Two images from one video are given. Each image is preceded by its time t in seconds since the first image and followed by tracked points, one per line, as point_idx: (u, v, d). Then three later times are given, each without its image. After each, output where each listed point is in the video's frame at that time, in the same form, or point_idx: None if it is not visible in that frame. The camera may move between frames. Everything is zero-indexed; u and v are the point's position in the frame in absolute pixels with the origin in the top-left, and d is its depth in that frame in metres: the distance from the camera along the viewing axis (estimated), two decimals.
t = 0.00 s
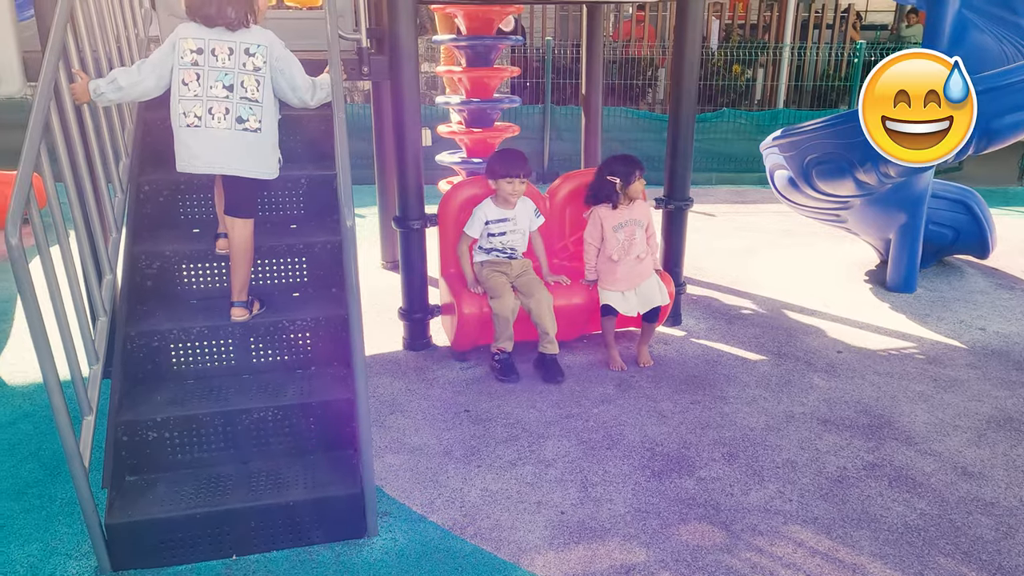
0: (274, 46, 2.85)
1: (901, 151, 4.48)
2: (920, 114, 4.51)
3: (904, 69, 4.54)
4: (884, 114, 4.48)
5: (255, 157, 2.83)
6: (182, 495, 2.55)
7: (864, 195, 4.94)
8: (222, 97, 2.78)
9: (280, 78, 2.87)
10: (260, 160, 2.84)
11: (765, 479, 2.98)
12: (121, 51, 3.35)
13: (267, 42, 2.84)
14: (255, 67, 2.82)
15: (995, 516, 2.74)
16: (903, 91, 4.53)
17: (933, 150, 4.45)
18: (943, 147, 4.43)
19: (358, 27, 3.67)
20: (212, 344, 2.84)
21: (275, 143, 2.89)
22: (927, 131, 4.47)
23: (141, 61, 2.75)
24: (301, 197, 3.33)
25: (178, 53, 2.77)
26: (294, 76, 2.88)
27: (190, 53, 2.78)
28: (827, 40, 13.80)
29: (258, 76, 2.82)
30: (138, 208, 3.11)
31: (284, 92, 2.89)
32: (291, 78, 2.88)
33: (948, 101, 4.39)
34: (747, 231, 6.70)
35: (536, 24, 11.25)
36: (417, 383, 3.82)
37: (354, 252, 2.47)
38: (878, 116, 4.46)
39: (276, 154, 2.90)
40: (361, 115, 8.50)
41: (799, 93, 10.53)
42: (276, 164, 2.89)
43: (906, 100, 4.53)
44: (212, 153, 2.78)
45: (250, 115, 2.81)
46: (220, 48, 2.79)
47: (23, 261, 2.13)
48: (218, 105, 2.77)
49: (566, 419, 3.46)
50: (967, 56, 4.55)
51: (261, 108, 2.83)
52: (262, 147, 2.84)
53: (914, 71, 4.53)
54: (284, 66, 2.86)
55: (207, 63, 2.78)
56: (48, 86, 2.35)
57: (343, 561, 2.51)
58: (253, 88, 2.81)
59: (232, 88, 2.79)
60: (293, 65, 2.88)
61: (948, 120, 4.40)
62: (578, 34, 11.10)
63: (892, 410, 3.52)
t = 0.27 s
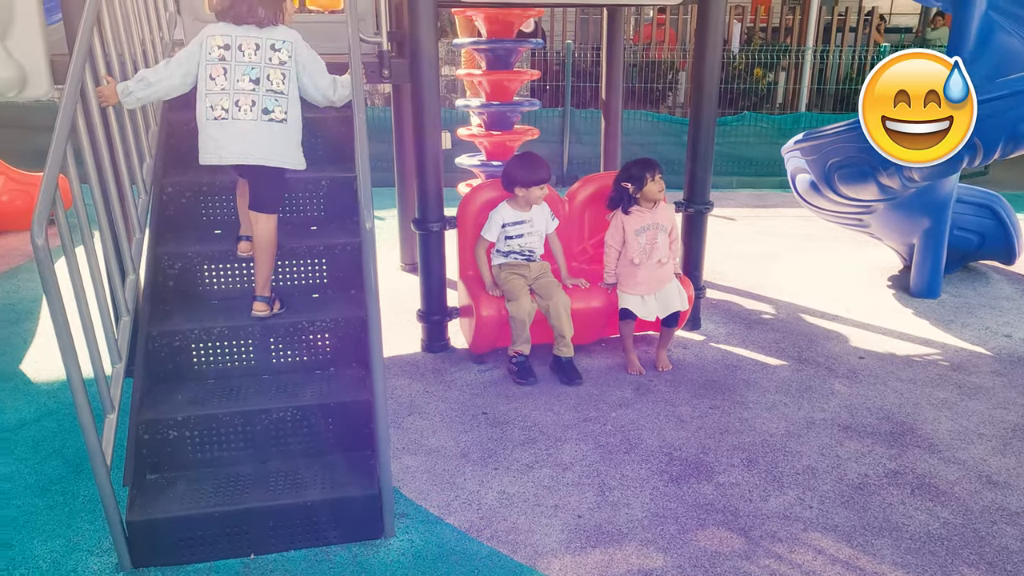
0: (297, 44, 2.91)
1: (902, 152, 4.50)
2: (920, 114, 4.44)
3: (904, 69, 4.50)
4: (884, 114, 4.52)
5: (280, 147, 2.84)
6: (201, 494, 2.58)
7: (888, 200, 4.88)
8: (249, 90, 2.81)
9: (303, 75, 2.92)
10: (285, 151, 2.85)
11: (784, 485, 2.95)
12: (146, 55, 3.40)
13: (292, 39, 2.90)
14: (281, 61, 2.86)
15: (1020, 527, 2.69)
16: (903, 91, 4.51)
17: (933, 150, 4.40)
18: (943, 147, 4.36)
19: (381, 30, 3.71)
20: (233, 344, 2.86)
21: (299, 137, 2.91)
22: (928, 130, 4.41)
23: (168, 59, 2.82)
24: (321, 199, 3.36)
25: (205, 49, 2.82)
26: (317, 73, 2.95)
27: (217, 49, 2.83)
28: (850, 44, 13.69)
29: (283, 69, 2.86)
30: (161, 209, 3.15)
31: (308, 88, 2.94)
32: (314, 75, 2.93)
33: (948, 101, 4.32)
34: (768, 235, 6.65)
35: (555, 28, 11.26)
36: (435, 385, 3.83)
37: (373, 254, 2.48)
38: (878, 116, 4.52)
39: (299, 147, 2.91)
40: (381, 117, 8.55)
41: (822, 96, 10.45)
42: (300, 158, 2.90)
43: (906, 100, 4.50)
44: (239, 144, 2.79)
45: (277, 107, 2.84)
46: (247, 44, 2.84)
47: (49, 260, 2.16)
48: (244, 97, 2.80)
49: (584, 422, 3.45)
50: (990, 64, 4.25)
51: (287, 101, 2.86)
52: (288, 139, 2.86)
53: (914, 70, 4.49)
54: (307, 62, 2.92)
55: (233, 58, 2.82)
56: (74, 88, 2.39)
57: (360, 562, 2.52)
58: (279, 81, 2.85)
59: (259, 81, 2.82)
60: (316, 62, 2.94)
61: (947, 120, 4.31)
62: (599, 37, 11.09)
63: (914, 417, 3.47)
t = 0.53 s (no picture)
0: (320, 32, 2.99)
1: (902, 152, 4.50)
2: (921, 113, 4.44)
3: (904, 69, 4.46)
4: (884, 114, 4.53)
5: (294, 122, 2.91)
6: (221, 493, 2.60)
7: (912, 205, 4.82)
8: (266, 64, 2.91)
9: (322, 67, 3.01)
10: (299, 124, 2.92)
11: (805, 492, 2.92)
12: (172, 59, 3.45)
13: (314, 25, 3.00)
14: (298, 38, 2.96)
15: None
16: (903, 91, 4.48)
17: (933, 150, 4.39)
18: (943, 148, 4.35)
19: (402, 34, 3.75)
20: (254, 345, 2.88)
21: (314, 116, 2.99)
22: (928, 130, 4.39)
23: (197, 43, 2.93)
24: (342, 201, 3.38)
25: (229, 26, 2.95)
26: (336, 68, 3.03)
27: (239, 25, 2.95)
28: (874, 47, 13.56)
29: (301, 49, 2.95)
30: (185, 211, 3.18)
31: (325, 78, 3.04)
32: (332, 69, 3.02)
33: (948, 101, 4.31)
34: (789, 240, 6.59)
35: (576, 31, 11.25)
36: (453, 388, 3.84)
37: (393, 256, 2.50)
38: (877, 116, 4.54)
39: (313, 124, 2.98)
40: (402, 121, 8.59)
41: (846, 100, 10.35)
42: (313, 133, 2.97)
43: (906, 100, 4.48)
44: (251, 114, 2.88)
45: (292, 82, 2.93)
46: (268, 21, 2.95)
47: (75, 261, 2.19)
48: (261, 71, 2.90)
49: (602, 426, 3.44)
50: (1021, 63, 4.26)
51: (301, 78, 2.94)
52: (301, 112, 2.93)
53: (914, 71, 4.45)
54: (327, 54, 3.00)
55: (254, 34, 2.93)
56: (101, 92, 2.42)
57: (378, 563, 2.52)
58: (297, 57, 2.94)
59: (276, 56, 2.92)
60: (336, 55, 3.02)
61: (947, 120, 4.31)
62: (620, 41, 11.08)
63: (939, 425, 3.43)
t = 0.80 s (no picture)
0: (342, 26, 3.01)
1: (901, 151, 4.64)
2: (921, 114, 4.66)
3: (904, 69, 4.83)
4: (884, 115, 4.78)
5: (316, 116, 2.96)
6: (240, 492, 2.62)
7: (936, 209, 4.76)
8: (287, 59, 2.94)
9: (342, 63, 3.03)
10: (320, 117, 2.97)
11: (824, 500, 2.89)
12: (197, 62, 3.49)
13: (335, 19, 3.01)
14: (317, 31, 2.98)
15: None
16: (903, 92, 4.79)
17: (933, 150, 4.50)
18: (943, 147, 4.46)
19: (424, 38, 3.79)
20: (274, 346, 2.91)
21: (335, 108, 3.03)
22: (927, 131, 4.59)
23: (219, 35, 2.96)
24: (362, 204, 3.40)
25: (249, 19, 2.98)
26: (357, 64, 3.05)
27: (259, 18, 2.98)
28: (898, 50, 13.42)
29: (321, 43, 2.97)
30: (207, 212, 3.22)
31: (343, 72, 3.06)
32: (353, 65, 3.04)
33: (948, 102, 4.50)
34: (811, 245, 6.54)
35: (597, 34, 11.25)
36: (471, 390, 3.84)
37: (412, 259, 2.51)
38: (877, 117, 4.77)
39: (335, 116, 3.02)
40: (421, 124, 8.63)
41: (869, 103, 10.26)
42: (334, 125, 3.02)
43: (906, 100, 4.77)
44: (273, 109, 2.93)
45: (313, 76, 2.96)
46: (286, 14, 2.97)
47: (100, 261, 2.23)
48: (282, 66, 2.93)
49: (620, 431, 3.43)
50: None
51: (323, 72, 2.97)
52: (322, 106, 2.97)
53: (913, 71, 4.82)
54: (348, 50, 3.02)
55: (274, 28, 2.97)
56: (126, 95, 2.46)
57: (394, 564, 2.53)
58: (316, 50, 2.97)
59: (296, 50, 2.95)
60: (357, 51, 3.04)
61: (947, 120, 4.45)
62: (640, 44, 11.06)
63: (962, 433, 3.38)
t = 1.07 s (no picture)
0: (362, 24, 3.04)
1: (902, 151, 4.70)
2: (920, 113, 4.70)
3: (904, 69, 4.75)
4: (884, 114, 4.77)
5: (329, 113, 3.03)
6: (259, 491, 2.65)
7: (960, 214, 4.71)
8: (302, 56, 3.01)
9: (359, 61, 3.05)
10: (331, 114, 3.03)
11: (843, 506, 2.87)
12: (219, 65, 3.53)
13: (352, 16, 3.04)
14: (333, 29, 3.03)
15: None
16: (903, 91, 4.75)
17: (933, 150, 4.56)
18: (943, 147, 4.52)
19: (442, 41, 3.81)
20: (292, 346, 2.93)
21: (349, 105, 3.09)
22: (927, 130, 4.66)
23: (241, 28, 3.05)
24: (381, 206, 3.42)
25: (269, 14, 3.06)
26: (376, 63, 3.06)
27: (279, 14, 3.05)
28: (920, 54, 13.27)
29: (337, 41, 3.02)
30: (228, 214, 3.25)
31: (360, 70, 3.08)
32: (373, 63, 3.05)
33: (949, 101, 4.53)
34: (830, 249, 6.48)
35: (615, 37, 11.23)
36: (487, 392, 3.85)
37: (430, 260, 2.52)
38: (877, 117, 4.77)
39: (348, 113, 3.09)
40: (440, 127, 8.67)
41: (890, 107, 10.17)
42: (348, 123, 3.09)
43: (906, 100, 4.74)
44: (287, 105, 3.01)
45: (325, 74, 3.02)
46: (304, 10, 3.04)
47: (123, 261, 2.26)
48: (298, 63, 3.00)
49: (636, 434, 3.42)
50: None
51: (337, 71, 3.03)
52: (335, 104, 3.03)
53: (914, 71, 4.74)
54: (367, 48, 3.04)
55: (292, 24, 3.04)
56: (150, 97, 2.49)
57: (410, 564, 2.54)
58: (330, 48, 3.02)
59: (312, 48, 3.02)
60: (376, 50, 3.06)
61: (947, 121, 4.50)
62: (659, 47, 11.03)
63: (984, 441, 3.34)
